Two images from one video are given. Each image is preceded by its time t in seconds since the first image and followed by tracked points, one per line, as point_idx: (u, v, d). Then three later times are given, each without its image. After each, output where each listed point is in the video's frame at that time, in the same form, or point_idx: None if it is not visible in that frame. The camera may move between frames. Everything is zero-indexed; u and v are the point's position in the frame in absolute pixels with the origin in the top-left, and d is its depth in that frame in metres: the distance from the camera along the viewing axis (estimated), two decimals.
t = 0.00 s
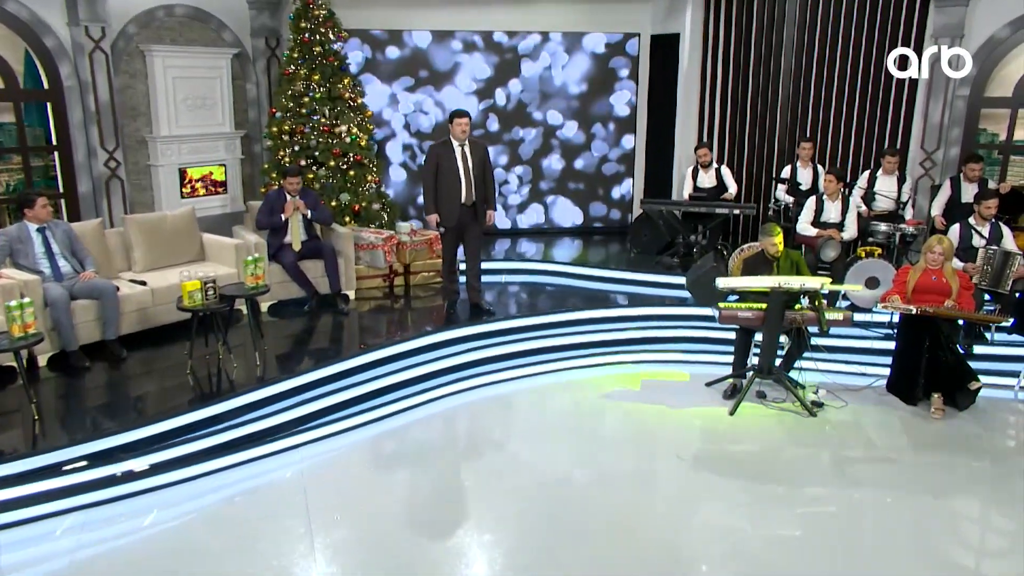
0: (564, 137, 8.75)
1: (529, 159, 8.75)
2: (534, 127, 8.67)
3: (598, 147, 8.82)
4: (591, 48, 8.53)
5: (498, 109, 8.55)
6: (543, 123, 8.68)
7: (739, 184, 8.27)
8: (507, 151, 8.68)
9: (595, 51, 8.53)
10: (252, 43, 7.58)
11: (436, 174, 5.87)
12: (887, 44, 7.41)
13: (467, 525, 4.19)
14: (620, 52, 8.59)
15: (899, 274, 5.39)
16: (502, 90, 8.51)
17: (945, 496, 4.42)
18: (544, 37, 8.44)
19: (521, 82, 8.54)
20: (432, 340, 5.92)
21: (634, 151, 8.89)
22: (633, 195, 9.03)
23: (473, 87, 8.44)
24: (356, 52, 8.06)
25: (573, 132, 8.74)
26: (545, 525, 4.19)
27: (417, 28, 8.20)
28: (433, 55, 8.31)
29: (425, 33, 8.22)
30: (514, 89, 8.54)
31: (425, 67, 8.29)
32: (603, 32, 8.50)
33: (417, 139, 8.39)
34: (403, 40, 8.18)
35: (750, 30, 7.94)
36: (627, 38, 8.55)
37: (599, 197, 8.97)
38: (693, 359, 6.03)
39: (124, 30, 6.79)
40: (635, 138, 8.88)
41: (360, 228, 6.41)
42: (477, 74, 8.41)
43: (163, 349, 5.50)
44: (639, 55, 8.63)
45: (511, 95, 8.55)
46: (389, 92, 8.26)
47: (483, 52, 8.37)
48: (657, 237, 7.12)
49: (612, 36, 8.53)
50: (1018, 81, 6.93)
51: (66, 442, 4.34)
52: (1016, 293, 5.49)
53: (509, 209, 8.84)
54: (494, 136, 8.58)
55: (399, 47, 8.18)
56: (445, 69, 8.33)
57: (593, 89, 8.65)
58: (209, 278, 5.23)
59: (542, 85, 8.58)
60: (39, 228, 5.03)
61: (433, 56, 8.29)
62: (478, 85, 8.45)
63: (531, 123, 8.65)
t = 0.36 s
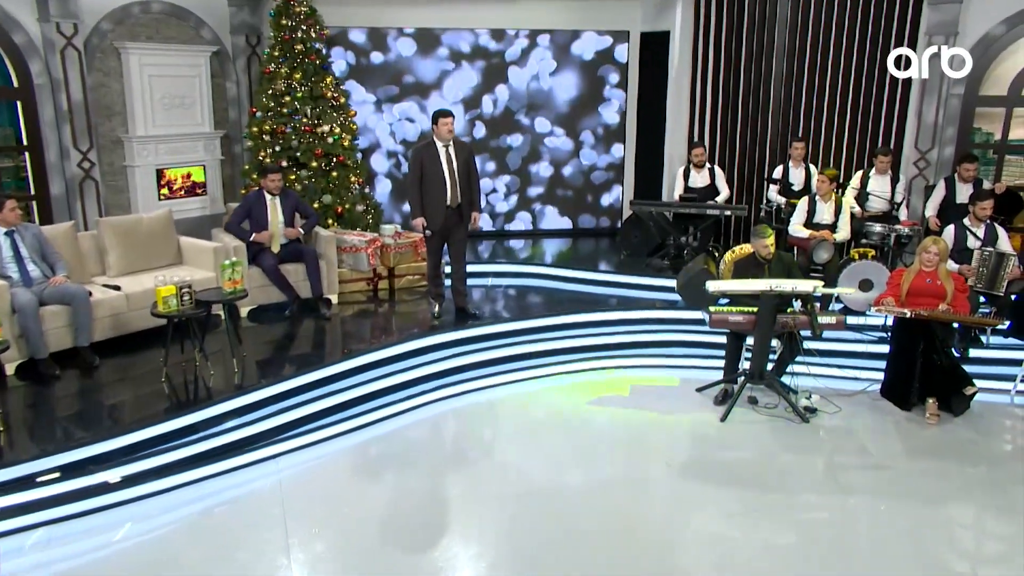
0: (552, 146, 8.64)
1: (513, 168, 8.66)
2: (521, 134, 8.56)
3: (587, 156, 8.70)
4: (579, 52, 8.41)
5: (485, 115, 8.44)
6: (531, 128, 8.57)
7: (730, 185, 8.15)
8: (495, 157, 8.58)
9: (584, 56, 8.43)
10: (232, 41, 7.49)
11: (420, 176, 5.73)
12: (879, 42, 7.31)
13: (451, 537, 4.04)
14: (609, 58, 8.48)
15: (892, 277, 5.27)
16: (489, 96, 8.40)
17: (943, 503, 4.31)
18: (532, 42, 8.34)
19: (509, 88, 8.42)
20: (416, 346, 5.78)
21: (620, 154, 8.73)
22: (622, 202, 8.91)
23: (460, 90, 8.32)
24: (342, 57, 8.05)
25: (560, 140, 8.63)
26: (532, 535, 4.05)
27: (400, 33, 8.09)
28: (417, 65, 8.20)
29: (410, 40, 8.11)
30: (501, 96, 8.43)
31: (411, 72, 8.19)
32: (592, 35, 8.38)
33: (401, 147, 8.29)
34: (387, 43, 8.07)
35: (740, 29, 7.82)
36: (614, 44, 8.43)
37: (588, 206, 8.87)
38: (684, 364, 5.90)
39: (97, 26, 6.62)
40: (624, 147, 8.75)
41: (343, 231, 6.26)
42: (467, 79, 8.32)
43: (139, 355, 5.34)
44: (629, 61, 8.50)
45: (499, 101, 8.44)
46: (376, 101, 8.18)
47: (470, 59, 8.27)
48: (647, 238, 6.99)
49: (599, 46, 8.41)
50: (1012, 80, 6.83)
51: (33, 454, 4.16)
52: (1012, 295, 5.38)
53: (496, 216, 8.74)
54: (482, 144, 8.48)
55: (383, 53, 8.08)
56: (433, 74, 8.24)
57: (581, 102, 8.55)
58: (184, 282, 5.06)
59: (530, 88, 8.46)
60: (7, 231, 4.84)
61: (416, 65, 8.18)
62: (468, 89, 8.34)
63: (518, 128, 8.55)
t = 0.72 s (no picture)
0: (540, 153, 8.54)
1: (499, 175, 8.53)
2: (507, 140, 8.45)
3: (574, 165, 8.62)
4: (567, 60, 8.34)
5: (470, 124, 8.32)
6: (517, 135, 8.45)
7: (720, 186, 8.04)
8: (482, 166, 8.46)
9: (573, 64, 8.36)
10: (210, 38, 7.36)
11: (403, 177, 5.60)
12: (869, 41, 7.24)
13: (434, 548, 3.90)
14: (597, 68, 8.43)
15: (885, 279, 5.16)
16: (474, 101, 8.27)
17: (938, 509, 4.20)
18: (518, 48, 8.23)
19: (495, 94, 8.30)
20: (400, 351, 5.64)
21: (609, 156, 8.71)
22: (611, 209, 8.85)
23: (444, 95, 8.19)
24: (324, 66, 7.90)
25: (548, 148, 8.54)
26: (518, 547, 3.91)
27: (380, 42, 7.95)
28: (400, 78, 8.06)
29: (393, 48, 7.99)
30: (487, 103, 8.30)
31: (394, 79, 8.04)
32: (580, 44, 8.31)
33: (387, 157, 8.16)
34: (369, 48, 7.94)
35: (729, 27, 7.71)
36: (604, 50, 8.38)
37: (576, 212, 8.77)
38: (673, 369, 5.78)
39: (69, 22, 6.44)
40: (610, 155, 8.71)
41: (325, 233, 6.09)
42: (455, 84, 8.19)
43: (112, 362, 5.18)
44: (617, 70, 8.47)
45: (485, 107, 8.31)
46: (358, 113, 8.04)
47: (456, 65, 8.16)
48: (636, 240, 6.68)
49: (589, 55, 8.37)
50: (1004, 78, 6.76)
51: None
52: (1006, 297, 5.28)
53: (483, 221, 8.62)
54: (468, 151, 8.35)
55: (366, 59, 7.95)
56: (416, 82, 8.11)
57: (569, 119, 8.50)
58: (158, 286, 4.90)
59: (517, 92, 8.34)
60: None
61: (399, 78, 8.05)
62: (456, 94, 8.21)
63: (504, 134, 8.43)
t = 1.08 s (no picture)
0: (527, 162, 8.44)
1: (484, 183, 8.41)
2: (492, 148, 8.33)
3: (559, 174, 8.51)
4: (554, 66, 8.23)
5: (455, 132, 8.21)
6: (502, 142, 8.34)
7: (709, 186, 7.93)
8: (468, 173, 8.35)
9: (561, 73, 8.26)
10: (186, 35, 7.24)
11: (384, 178, 5.46)
12: (859, 39, 7.15)
13: (414, 562, 3.76)
14: (585, 76, 8.33)
15: (876, 281, 5.08)
16: (459, 108, 8.15)
17: (930, 517, 4.10)
18: (503, 53, 8.10)
19: (479, 97, 8.17)
20: (382, 356, 5.49)
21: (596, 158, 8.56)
22: (599, 214, 8.72)
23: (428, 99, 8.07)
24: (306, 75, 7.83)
25: (535, 156, 8.43)
26: (501, 559, 3.78)
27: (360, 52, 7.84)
28: (381, 95, 7.96)
29: (375, 53, 7.87)
30: (472, 109, 8.19)
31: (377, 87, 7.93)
32: (568, 53, 8.21)
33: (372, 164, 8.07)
34: (351, 53, 7.81)
35: (718, 25, 7.60)
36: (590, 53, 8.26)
37: (563, 218, 8.66)
38: (661, 373, 5.67)
39: (38, 18, 6.26)
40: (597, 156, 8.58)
41: (306, 234, 5.95)
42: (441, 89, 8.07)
43: (84, 370, 5.03)
44: (604, 77, 8.37)
45: (470, 112, 8.19)
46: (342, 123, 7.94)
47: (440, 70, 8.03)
48: (622, 242, 6.65)
49: (576, 62, 8.26)
50: (996, 76, 6.66)
51: None
52: (999, 300, 5.26)
53: (471, 223, 8.49)
54: (454, 159, 8.24)
55: (349, 63, 7.83)
56: (400, 88, 7.99)
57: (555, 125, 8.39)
58: (130, 291, 4.73)
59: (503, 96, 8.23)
60: None
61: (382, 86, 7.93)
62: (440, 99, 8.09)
63: (488, 142, 8.31)
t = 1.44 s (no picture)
0: (512, 170, 8.31)
1: (468, 190, 8.27)
2: (477, 155, 8.20)
3: (546, 182, 8.38)
4: (539, 73, 8.12)
5: (439, 138, 8.06)
6: (487, 149, 8.20)
7: (698, 186, 7.82)
8: (452, 180, 8.21)
9: (547, 82, 8.15)
10: (160, 31, 7.12)
11: (364, 177, 5.33)
12: (849, 37, 7.05)
13: None
14: (571, 85, 8.21)
15: (866, 282, 4.98)
16: (442, 114, 8.01)
17: (923, 524, 3.99)
18: (486, 59, 7.98)
19: (462, 102, 8.03)
20: (362, 361, 5.35)
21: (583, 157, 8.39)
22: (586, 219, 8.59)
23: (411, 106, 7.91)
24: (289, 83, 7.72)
25: (520, 165, 8.30)
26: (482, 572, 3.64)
27: (341, 59, 7.68)
28: (362, 113, 7.86)
29: (357, 58, 7.71)
30: (456, 116, 8.04)
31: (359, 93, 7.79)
32: (554, 62, 8.10)
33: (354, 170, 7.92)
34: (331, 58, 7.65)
35: (706, 22, 7.48)
36: (574, 55, 8.13)
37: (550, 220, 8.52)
38: (649, 377, 5.54)
39: (3, 12, 6.06)
40: (580, 147, 8.38)
41: (285, 237, 5.79)
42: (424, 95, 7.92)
43: (53, 378, 4.86)
44: (590, 86, 8.24)
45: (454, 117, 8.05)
46: (323, 129, 7.79)
47: (422, 76, 7.88)
48: (610, 243, 6.48)
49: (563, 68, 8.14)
50: (989, 74, 6.57)
51: None
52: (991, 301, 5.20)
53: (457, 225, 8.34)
54: (438, 168, 8.11)
55: (330, 67, 7.67)
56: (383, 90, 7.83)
57: (541, 126, 8.26)
58: (99, 296, 4.55)
59: (487, 104, 8.10)
60: None
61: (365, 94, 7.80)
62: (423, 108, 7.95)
63: (471, 149, 8.17)
